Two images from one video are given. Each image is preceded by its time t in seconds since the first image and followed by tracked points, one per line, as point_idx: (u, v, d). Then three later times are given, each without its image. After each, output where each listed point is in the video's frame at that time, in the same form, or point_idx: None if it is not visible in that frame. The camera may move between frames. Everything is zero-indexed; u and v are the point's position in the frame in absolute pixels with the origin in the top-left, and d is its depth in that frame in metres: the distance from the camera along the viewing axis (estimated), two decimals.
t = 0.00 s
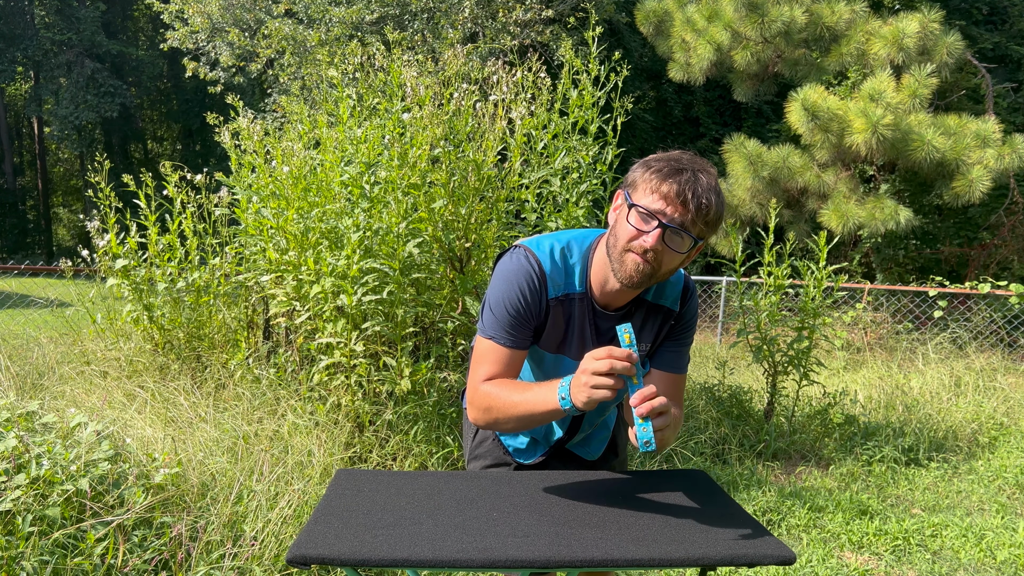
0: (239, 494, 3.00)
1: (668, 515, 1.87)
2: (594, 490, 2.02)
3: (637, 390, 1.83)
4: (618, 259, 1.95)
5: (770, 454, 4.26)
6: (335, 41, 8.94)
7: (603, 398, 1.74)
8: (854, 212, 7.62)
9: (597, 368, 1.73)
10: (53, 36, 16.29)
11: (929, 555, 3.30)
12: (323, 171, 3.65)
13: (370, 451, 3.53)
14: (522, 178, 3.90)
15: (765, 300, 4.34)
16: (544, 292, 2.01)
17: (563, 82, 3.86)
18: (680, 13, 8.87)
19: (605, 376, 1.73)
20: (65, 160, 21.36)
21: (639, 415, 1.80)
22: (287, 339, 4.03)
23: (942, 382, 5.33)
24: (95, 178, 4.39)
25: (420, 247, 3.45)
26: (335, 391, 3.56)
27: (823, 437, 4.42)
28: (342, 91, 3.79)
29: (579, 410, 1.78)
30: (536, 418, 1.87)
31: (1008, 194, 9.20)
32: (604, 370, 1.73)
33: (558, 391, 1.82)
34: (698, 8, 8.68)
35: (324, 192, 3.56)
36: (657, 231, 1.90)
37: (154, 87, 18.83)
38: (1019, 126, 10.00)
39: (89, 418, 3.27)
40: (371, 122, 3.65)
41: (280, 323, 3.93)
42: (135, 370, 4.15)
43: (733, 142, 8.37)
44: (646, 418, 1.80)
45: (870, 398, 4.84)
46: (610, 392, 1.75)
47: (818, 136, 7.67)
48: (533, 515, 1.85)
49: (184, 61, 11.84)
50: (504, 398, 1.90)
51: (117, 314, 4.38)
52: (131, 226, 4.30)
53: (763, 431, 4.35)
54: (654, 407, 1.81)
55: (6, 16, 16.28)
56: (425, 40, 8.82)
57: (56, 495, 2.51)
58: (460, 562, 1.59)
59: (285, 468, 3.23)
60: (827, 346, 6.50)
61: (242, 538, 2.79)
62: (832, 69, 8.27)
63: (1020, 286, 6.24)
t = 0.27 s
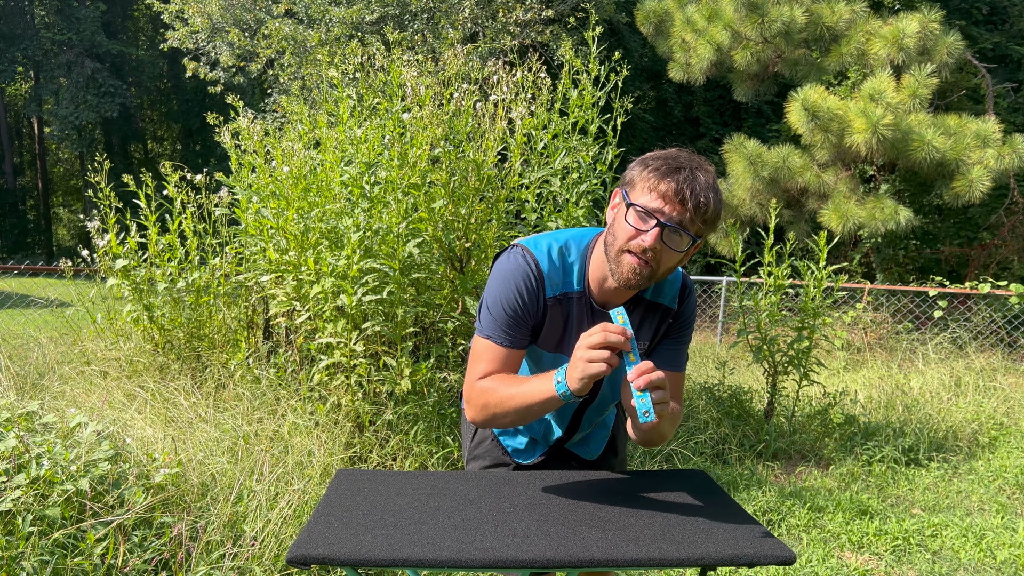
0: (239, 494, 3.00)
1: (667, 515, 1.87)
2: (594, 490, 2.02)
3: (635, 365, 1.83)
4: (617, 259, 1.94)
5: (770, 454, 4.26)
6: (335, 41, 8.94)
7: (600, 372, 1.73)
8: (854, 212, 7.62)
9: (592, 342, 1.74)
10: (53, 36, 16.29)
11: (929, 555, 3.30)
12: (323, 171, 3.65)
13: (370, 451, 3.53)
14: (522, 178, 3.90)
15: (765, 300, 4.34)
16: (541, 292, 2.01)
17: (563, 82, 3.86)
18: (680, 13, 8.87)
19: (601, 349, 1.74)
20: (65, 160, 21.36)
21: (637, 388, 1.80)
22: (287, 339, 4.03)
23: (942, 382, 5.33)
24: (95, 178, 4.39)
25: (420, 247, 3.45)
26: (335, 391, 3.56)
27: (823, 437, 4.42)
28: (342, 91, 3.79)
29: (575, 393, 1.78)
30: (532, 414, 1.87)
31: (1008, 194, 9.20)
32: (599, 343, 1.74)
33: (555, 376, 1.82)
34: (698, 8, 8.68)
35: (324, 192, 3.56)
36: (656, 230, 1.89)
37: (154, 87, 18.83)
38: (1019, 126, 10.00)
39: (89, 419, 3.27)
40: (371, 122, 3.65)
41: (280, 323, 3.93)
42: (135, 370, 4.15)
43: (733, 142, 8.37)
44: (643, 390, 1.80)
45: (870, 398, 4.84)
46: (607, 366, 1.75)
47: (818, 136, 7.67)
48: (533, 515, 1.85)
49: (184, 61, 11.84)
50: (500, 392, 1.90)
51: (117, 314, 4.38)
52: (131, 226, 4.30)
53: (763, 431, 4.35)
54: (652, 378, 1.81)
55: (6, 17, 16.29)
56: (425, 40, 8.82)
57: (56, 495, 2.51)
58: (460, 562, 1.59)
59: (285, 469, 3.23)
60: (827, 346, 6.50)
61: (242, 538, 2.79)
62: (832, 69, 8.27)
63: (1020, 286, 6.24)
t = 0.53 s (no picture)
0: (239, 495, 3.00)
1: (666, 516, 1.87)
2: (592, 490, 2.02)
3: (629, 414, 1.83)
4: (610, 258, 1.94)
5: (770, 454, 4.26)
6: (335, 41, 8.94)
7: (585, 416, 1.74)
8: (854, 212, 7.62)
9: (579, 385, 1.74)
10: (53, 36, 16.29)
11: (929, 555, 3.30)
12: (323, 171, 3.65)
13: (370, 451, 3.53)
14: (522, 178, 3.90)
15: (765, 300, 4.34)
16: (535, 292, 2.01)
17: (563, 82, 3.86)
18: (680, 13, 8.87)
19: (588, 394, 1.73)
20: (66, 160, 21.37)
21: (630, 441, 1.81)
22: (287, 339, 4.03)
23: (942, 381, 5.33)
24: (95, 178, 4.39)
25: (420, 247, 3.46)
26: (335, 391, 3.56)
27: (823, 437, 4.42)
28: (342, 91, 3.79)
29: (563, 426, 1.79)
30: (525, 427, 1.87)
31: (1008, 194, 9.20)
32: (585, 389, 1.73)
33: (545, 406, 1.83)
34: (698, 8, 8.68)
35: (324, 192, 3.56)
36: (648, 228, 1.90)
37: (154, 87, 18.82)
38: (1019, 126, 10.00)
39: (89, 418, 3.27)
40: (371, 122, 3.65)
41: (280, 323, 3.93)
42: (135, 370, 4.15)
43: (733, 142, 8.37)
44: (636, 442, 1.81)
45: (870, 398, 4.84)
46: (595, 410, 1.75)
47: (818, 136, 7.67)
48: (533, 515, 1.85)
49: (184, 61, 11.84)
50: (497, 405, 1.90)
51: (117, 314, 4.38)
52: (131, 226, 4.30)
53: (763, 431, 4.35)
54: (645, 433, 1.81)
55: (6, 16, 16.31)
56: (425, 40, 8.82)
57: (56, 495, 2.51)
58: (460, 562, 1.59)
59: (285, 469, 3.24)
60: (826, 346, 6.50)
61: (243, 538, 2.79)
62: (832, 69, 8.28)
63: (1020, 286, 6.24)
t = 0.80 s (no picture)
0: (239, 495, 3.00)
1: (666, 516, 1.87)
2: (592, 490, 2.02)
3: (627, 414, 1.84)
4: (607, 254, 1.95)
5: (770, 454, 4.26)
6: (335, 41, 8.94)
7: (580, 411, 1.75)
8: (854, 212, 7.62)
9: (574, 380, 1.75)
10: (53, 36, 16.29)
11: (929, 555, 3.30)
12: (323, 171, 3.65)
13: (370, 451, 3.53)
14: (522, 178, 3.90)
15: (765, 300, 4.34)
16: (534, 291, 2.01)
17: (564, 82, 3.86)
18: (680, 13, 8.87)
19: (583, 388, 1.74)
20: (65, 160, 21.36)
21: (629, 438, 1.82)
22: (287, 339, 4.02)
23: (942, 381, 5.33)
24: (95, 178, 4.39)
25: (420, 247, 3.46)
26: (335, 391, 3.56)
27: (823, 437, 4.42)
28: (342, 91, 3.79)
29: (562, 421, 1.79)
30: (523, 425, 1.88)
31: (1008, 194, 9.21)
32: (580, 382, 1.75)
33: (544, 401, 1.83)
34: (698, 8, 8.68)
35: (324, 192, 3.56)
36: (642, 223, 1.90)
37: (155, 87, 18.82)
38: (1019, 126, 10.00)
39: (89, 418, 3.27)
40: (371, 122, 3.65)
41: (280, 323, 3.93)
42: (135, 370, 4.15)
43: (733, 142, 8.37)
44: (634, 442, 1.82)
45: (870, 398, 4.84)
46: (590, 405, 1.76)
47: (818, 136, 7.67)
48: (533, 515, 1.85)
49: (184, 61, 11.83)
50: (499, 402, 1.91)
51: (117, 314, 4.38)
52: (131, 226, 4.30)
53: (763, 431, 4.35)
54: (643, 431, 1.82)
55: (6, 16, 16.29)
56: (425, 40, 8.82)
57: (56, 495, 2.51)
58: (460, 562, 1.59)
59: (285, 469, 3.23)
60: (827, 346, 6.50)
61: (243, 538, 2.79)
62: (832, 69, 8.28)
63: (1020, 286, 6.23)
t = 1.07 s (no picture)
0: (239, 494, 3.00)
1: (667, 515, 1.87)
2: (593, 489, 2.02)
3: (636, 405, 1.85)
4: (617, 249, 1.95)
5: (770, 454, 4.26)
6: (335, 41, 8.94)
7: (586, 399, 1.74)
8: (854, 212, 7.62)
9: (580, 368, 1.74)
10: (53, 36, 16.28)
11: (929, 555, 3.30)
12: (323, 171, 3.65)
13: (370, 451, 3.53)
14: (522, 178, 3.90)
15: (765, 300, 4.33)
16: (546, 286, 2.02)
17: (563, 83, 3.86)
18: (680, 13, 8.87)
19: (589, 377, 1.74)
20: (65, 160, 21.36)
21: (636, 428, 1.83)
22: (287, 339, 4.02)
23: (942, 381, 5.33)
24: (95, 178, 4.39)
25: (420, 247, 3.46)
26: (335, 391, 3.56)
27: (823, 437, 4.42)
28: (342, 90, 3.79)
29: (568, 409, 1.79)
30: (533, 416, 1.88)
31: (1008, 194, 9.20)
32: (586, 371, 1.74)
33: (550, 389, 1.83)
34: (698, 8, 8.68)
35: (324, 192, 3.56)
36: (651, 219, 1.90)
37: (155, 87, 18.82)
38: (1019, 126, 10.00)
39: (88, 418, 3.27)
40: (371, 122, 3.65)
41: (280, 323, 3.93)
42: (135, 370, 4.15)
43: (733, 142, 8.37)
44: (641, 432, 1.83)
45: (870, 398, 4.84)
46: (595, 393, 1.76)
47: (818, 136, 7.67)
48: (533, 515, 1.85)
49: (183, 61, 11.83)
50: (506, 392, 1.91)
51: (117, 314, 4.38)
52: (131, 226, 4.30)
53: (763, 431, 4.35)
54: (652, 421, 1.83)
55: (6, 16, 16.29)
56: (425, 40, 8.81)
57: (56, 495, 2.51)
58: (460, 562, 1.59)
59: (285, 468, 3.23)
60: (827, 346, 6.50)
61: (242, 538, 2.79)
62: (832, 69, 8.27)
63: (1020, 286, 6.23)
